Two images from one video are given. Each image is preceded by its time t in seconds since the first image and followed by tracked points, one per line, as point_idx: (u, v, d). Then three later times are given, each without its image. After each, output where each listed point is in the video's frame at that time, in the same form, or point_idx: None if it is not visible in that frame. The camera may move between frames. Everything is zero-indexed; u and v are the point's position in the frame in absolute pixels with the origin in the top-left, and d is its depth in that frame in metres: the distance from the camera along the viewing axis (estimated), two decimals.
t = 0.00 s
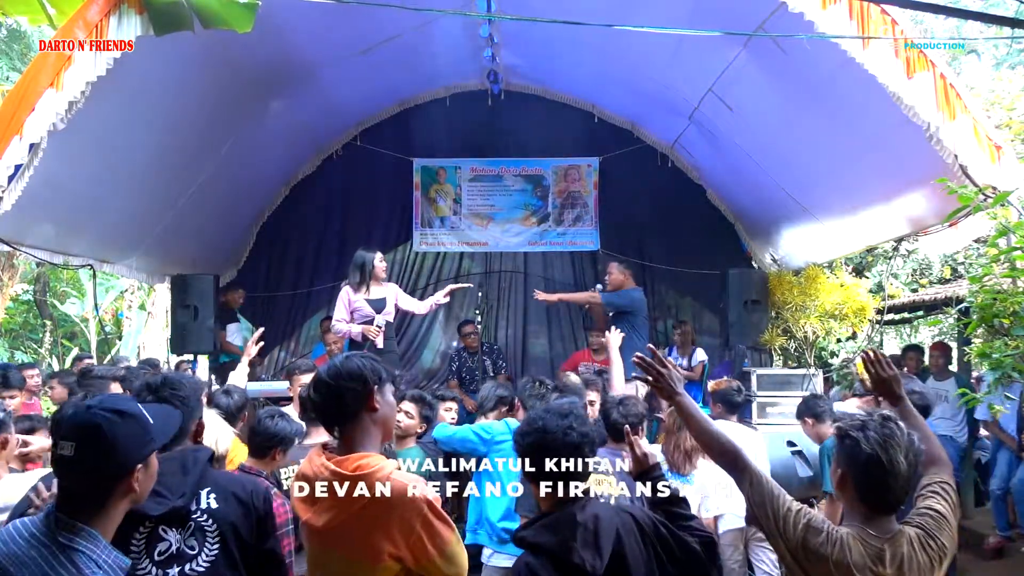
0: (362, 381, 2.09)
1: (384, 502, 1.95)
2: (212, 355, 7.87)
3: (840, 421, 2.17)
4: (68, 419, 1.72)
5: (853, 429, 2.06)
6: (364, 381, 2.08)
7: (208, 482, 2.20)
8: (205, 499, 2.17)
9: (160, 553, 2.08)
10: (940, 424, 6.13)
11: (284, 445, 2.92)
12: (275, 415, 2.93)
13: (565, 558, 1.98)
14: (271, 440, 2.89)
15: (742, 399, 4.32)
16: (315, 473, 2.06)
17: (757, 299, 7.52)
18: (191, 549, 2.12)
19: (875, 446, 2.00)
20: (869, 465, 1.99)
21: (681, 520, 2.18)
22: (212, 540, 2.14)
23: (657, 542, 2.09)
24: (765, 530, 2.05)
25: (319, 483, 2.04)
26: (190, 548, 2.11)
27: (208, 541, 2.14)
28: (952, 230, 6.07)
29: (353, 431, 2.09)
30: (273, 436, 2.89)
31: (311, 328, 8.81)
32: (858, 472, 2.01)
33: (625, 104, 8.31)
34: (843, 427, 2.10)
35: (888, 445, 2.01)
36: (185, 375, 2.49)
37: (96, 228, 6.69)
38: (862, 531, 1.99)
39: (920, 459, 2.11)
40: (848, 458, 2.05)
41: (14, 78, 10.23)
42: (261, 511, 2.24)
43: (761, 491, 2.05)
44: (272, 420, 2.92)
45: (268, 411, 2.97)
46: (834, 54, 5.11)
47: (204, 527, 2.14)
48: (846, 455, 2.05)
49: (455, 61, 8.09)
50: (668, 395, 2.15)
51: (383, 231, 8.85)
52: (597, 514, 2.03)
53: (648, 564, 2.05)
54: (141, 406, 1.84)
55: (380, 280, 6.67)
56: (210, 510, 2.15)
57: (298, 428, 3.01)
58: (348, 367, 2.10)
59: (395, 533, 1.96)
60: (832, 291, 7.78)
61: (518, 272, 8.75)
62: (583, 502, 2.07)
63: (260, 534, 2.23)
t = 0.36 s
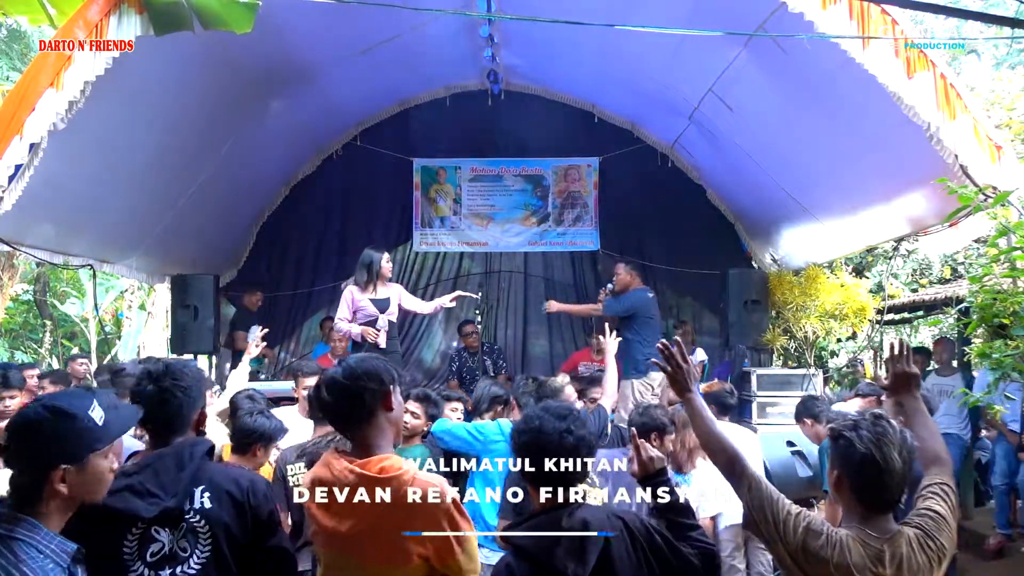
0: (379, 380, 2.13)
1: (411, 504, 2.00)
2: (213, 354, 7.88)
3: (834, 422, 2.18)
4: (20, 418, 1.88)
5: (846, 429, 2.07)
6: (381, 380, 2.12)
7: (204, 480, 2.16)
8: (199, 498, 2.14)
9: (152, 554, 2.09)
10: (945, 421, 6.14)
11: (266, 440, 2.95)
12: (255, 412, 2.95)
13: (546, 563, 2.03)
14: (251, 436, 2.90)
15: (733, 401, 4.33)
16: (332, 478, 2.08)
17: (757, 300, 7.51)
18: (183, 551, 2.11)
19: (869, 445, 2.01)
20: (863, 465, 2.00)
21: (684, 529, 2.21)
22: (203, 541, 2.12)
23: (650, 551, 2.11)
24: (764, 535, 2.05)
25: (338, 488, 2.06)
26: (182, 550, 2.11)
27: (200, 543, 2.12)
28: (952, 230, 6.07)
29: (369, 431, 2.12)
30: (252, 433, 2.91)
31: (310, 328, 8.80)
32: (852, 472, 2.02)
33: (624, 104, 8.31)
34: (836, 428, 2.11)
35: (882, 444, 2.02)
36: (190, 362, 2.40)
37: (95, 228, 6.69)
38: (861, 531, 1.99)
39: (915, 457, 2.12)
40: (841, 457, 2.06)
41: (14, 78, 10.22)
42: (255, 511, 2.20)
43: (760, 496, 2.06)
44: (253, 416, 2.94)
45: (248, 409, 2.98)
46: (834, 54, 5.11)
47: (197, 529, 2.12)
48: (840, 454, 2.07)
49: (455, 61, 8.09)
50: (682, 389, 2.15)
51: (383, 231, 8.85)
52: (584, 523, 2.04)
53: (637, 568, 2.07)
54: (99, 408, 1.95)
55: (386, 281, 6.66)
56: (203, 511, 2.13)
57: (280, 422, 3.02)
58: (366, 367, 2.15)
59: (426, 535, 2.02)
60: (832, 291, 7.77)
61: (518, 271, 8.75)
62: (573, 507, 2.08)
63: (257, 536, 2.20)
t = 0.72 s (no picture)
0: (402, 377, 2.25)
1: (445, 505, 2.11)
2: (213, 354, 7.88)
3: (832, 423, 2.18)
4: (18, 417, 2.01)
5: (845, 429, 2.08)
6: (404, 377, 2.24)
7: (206, 485, 2.15)
8: (201, 504, 2.12)
9: (155, 562, 2.09)
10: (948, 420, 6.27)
11: (251, 437, 3.22)
12: (238, 412, 3.25)
13: (534, 564, 2.03)
14: (235, 435, 3.19)
15: (733, 402, 4.34)
16: (362, 478, 2.15)
17: (757, 299, 7.75)
18: (187, 558, 2.11)
19: (868, 444, 2.02)
20: (863, 465, 2.00)
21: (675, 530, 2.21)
22: (206, 549, 2.11)
23: (643, 551, 2.10)
24: (766, 538, 2.05)
25: (370, 488, 2.13)
26: (186, 558, 2.11)
27: (203, 551, 2.11)
28: (953, 230, 6.07)
29: (395, 428, 2.21)
30: (237, 431, 3.20)
31: (310, 328, 8.81)
32: (852, 472, 2.03)
33: (624, 104, 8.31)
34: (835, 428, 2.12)
35: (881, 442, 2.02)
36: (191, 357, 2.37)
37: (95, 228, 6.69)
38: (863, 533, 1.99)
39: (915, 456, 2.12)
40: (841, 458, 2.06)
41: (14, 78, 10.23)
42: (258, 516, 2.18)
43: (761, 497, 2.06)
44: (236, 416, 3.23)
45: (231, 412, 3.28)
46: (834, 54, 5.11)
47: (199, 536, 2.11)
48: (840, 455, 2.07)
49: (455, 62, 8.09)
50: (699, 386, 2.20)
51: (383, 231, 8.85)
52: (574, 525, 2.04)
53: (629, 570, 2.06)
54: (63, 431, 1.95)
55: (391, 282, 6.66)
56: (204, 518, 2.11)
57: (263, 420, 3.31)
58: (387, 364, 2.25)
59: (454, 536, 2.12)
60: (832, 291, 7.77)
61: (518, 271, 8.75)
62: (567, 509, 2.09)
63: (259, 539, 2.17)
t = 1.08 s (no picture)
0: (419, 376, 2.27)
1: (460, 505, 2.17)
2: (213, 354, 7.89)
3: (831, 423, 2.18)
4: None
5: (844, 429, 2.08)
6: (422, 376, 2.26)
7: (205, 488, 2.12)
8: (200, 507, 2.10)
9: (154, 565, 2.09)
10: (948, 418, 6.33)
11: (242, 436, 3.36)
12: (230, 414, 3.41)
13: (529, 564, 2.08)
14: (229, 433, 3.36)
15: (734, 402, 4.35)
16: (379, 474, 2.18)
17: (757, 300, 7.57)
18: (186, 561, 2.10)
19: (867, 443, 2.02)
20: (863, 464, 2.01)
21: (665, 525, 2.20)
22: (204, 554, 2.09)
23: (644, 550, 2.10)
24: (766, 539, 2.05)
25: (388, 484, 2.16)
26: (185, 562, 2.10)
27: (201, 555, 2.09)
28: (953, 230, 6.07)
29: (410, 427, 2.24)
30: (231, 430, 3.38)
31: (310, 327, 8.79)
32: (852, 472, 2.03)
33: (624, 105, 8.31)
34: (835, 427, 2.12)
35: (879, 441, 2.02)
36: (197, 354, 2.35)
37: (94, 228, 6.68)
38: (862, 534, 2.00)
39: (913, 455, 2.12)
40: (841, 458, 2.06)
41: (14, 78, 10.23)
42: (259, 521, 2.14)
43: (760, 497, 2.06)
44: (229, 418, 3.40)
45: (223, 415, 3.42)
46: (834, 54, 5.11)
47: (197, 540, 2.09)
48: (840, 455, 2.07)
49: (455, 61, 8.09)
50: (706, 385, 2.18)
51: (383, 231, 8.85)
52: (571, 526, 2.06)
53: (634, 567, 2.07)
54: (23, 430, 2.05)
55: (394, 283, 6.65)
56: (203, 521, 2.09)
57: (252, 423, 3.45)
58: (405, 362, 2.27)
59: (463, 536, 2.17)
60: (832, 291, 7.78)
61: (518, 271, 8.76)
62: (566, 509, 2.10)
63: (260, 543, 2.14)
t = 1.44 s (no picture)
0: (412, 378, 2.27)
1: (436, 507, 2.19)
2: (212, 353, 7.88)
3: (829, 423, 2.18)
4: None
5: (843, 428, 2.08)
6: (414, 378, 2.26)
7: (209, 489, 2.12)
8: (204, 509, 2.10)
9: (157, 567, 2.08)
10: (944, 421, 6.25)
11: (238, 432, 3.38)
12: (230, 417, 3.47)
13: (544, 564, 2.09)
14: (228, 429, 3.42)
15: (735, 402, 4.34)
16: (360, 472, 2.19)
17: (757, 299, 7.62)
18: (188, 564, 2.09)
19: (865, 442, 2.02)
20: (860, 464, 2.01)
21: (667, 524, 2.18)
22: (207, 556, 2.08)
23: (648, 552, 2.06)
24: (764, 538, 2.05)
25: (369, 482, 2.17)
26: (187, 564, 2.09)
27: (204, 557, 2.08)
28: (953, 230, 6.07)
29: (397, 428, 2.24)
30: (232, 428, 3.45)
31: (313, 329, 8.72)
32: (850, 472, 2.03)
33: (624, 104, 8.31)
34: (834, 427, 2.12)
35: (877, 441, 2.02)
36: (203, 353, 2.35)
37: (94, 228, 6.68)
38: (861, 534, 2.00)
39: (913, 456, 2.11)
40: (840, 458, 2.06)
41: (14, 78, 10.23)
42: (261, 523, 2.13)
43: (759, 497, 2.07)
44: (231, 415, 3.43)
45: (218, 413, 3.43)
46: (834, 54, 5.11)
47: (200, 542, 2.09)
48: (838, 455, 2.07)
49: (455, 62, 8.09)
50: (706, 383, 2.19)
51: (383, 231, 8.84)
52: (584, 525, 2.08)
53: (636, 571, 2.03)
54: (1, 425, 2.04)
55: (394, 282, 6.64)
56: (207, 523, 2.09)
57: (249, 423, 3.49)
58: (399, 363, 2.27)
59: (441, 537, 2.19)
60: (832, 291, 7.78)
61: (518, 271, 8.76)
62: (575, 509, 2.11)
63: (261, 546, 2.13)
